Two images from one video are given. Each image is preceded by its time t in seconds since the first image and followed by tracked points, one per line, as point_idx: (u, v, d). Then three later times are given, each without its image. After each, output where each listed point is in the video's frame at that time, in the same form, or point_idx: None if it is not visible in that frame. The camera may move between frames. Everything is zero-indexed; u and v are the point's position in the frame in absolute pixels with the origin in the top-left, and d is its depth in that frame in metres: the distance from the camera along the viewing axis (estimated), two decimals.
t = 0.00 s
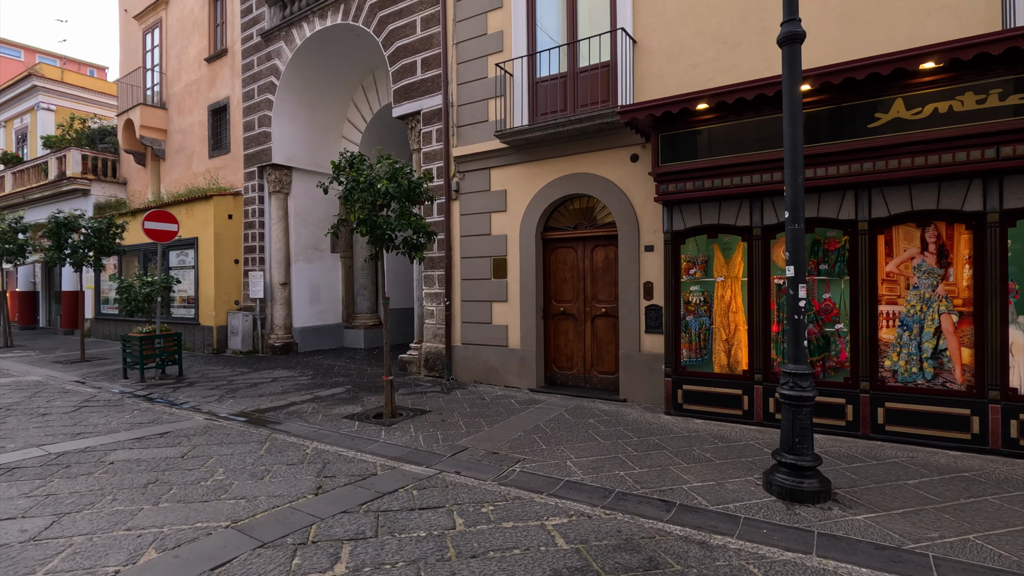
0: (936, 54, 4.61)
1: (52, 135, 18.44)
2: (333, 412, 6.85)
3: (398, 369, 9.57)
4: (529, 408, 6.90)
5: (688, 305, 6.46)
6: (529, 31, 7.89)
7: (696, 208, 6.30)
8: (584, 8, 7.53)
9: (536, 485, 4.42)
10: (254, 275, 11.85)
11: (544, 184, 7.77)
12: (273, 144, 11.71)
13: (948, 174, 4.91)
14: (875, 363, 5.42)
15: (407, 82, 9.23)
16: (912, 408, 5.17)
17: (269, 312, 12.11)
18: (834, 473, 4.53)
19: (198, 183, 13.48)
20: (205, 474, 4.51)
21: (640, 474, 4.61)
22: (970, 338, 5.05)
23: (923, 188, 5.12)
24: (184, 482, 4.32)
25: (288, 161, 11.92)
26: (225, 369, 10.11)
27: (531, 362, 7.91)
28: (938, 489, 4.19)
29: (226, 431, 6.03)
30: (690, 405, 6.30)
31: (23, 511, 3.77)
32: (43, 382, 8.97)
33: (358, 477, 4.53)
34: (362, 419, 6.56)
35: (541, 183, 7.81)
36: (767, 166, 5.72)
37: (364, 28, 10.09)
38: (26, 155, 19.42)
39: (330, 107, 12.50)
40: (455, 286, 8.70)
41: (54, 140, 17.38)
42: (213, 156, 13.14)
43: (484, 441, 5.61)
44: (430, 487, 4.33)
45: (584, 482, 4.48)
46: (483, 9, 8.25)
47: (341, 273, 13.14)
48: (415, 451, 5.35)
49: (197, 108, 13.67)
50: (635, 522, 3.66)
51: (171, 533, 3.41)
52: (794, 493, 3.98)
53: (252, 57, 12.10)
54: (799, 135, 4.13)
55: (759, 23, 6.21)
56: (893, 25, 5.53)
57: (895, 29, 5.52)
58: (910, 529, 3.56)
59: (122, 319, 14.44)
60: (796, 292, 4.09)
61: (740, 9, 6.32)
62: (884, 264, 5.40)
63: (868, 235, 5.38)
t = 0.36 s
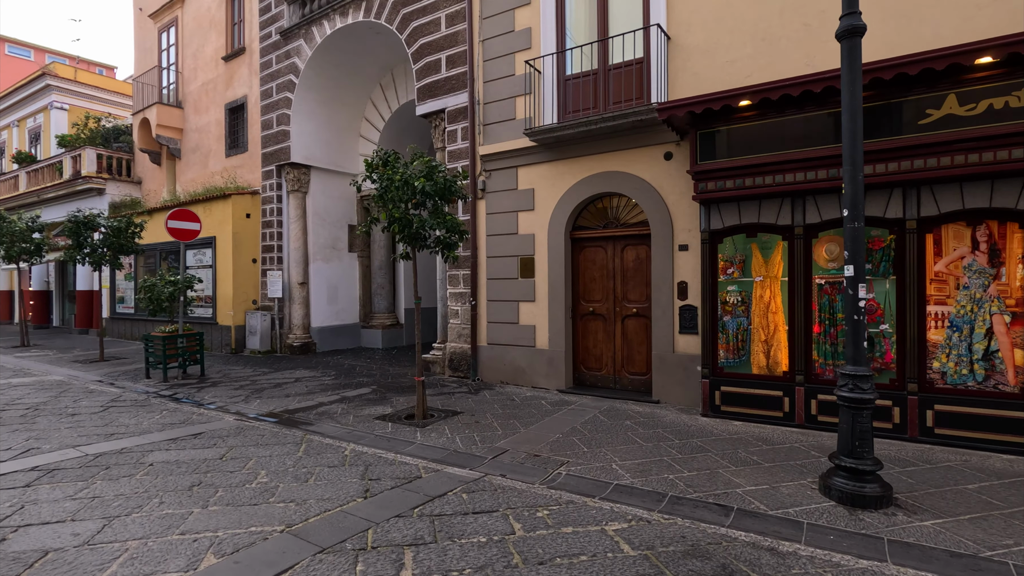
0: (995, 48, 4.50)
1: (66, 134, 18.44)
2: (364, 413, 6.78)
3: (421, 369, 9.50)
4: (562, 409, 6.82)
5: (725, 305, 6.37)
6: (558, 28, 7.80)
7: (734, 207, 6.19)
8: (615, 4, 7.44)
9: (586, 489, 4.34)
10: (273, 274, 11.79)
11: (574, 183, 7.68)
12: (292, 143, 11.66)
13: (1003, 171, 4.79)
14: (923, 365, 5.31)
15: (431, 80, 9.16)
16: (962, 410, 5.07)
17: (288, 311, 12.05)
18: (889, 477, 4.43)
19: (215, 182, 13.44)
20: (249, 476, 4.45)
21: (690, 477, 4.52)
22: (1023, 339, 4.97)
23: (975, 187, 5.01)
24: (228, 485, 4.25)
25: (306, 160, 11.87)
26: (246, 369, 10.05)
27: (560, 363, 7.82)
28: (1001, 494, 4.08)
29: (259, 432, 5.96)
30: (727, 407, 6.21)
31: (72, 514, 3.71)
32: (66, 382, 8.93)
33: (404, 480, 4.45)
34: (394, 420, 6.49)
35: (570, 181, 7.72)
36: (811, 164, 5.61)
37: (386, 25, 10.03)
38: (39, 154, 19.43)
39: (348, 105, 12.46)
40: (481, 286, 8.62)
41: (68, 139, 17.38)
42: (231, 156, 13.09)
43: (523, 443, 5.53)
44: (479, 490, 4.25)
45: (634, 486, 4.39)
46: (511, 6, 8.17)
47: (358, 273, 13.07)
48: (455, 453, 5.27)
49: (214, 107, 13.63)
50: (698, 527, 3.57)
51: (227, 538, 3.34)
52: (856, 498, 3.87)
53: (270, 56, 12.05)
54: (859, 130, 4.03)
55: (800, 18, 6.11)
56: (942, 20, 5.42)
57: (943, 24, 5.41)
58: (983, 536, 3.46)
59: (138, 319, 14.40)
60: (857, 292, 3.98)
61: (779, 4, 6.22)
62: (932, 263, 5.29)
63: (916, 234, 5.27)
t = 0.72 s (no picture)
0: None
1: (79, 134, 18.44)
2: (395, 416, 6.73)
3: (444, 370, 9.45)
4: (594, 411, 6.76)
5: (761, 306, 6.30)
6: (586, 27, 7.72)
7: (772, 207, 6.11)
8: (644, 2, 7.36)
9: (636, 494, 4.27)
10: (292, 274, 11.76)
11: (603, 183, 7.60)
12: (310, 143, 11.62)
13: None
14: (969, 367, 5.23)
15: (454, 79, 9.10)
16: (1011, 413, 4.99)
17: (306, 312, 12.01)
18: (944, 482, 4.35)
19: (232, 182, 13.41)
20: (293, 481, 4.40)
21: (740, 482, 4.46)
22: None
23: None
24: (275, 491, 4.20)
25: (324, 160, 11.82)
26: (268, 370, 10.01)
27: (589, 364, 7.76)
28: None
29: (294, 435, 5.92)
30: (764, 409, 6.14)
31: (123, 521, 3.67)
32: (89, 383, 8.91)
33: (450, 485, 4.40)
34: (426, 422, 6.44)
35: (599, 181, 7.65)
36: (855, 164, 5.51)
37: (407, 25, 9.97)
38: (52, 155, 19.44)
39: (365, 105, 12.43)
40: (507, 287, 8.56)
41: (82, 140, 17.39)
42: (247, 156, 13.06)
43: (562, 447, 5.47)
44: (528, 495, 4.19)
45: (685, 491, 4.33)
46: (537, 4, 8.10)
47: (375, 273, 13.02)
48: (496, 457, 5.21)
49: (229, 107, 13.59)
50: (760, 535, 3.51)
51: (285, 546, 3.28)
52: (917, 504, 3.80)
53: (288, 55, 12.01)
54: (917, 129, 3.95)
55: (839, 16, 6.02)
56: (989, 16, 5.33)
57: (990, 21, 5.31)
58: None
59: (154, 320, 14.37)
60: (917, 294, 3.91)
61: (817, 1, 6.14)
62: (979, 264, 5.21)
63: (963, 234, 5.19)
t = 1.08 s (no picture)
0: None
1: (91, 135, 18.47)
2: (425, 415, 6.72)
3: (466, 370, 9.44)
4: (624, 411, 6.74)
5: (794, 306, 6.29)
6: (612, 26, 7.70)
7: (806, 206, 6.09)
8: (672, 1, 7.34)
9: (684, 494, 4.26)
10: (309, 274, 11.75)
11: (630, 182, 7.59)
12: (327, 142, 11.62)
13: None
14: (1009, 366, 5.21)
15: (476, 79, 9.11)
16: None
17: (323, 312, 12.00)
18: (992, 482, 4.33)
19: (247, 182, 13.42)
20: (339, 481, 4.39)
21: (786, 482, 4.44)
22: None
23: None
24: (323, 491, 4.19)
25: (342, 160, 11.82)
26: (288, 370, 10.01)
27: (615, 364, 7.74)
28: None
29: (328, 435, 5.91)
30: (798, 409, 6.12)
31: (177, 521, 3.67)
32: (112, 383, 8.91)
33: (496, 485, 4.38)
34: (457, 422, 6.42)
35: (625, 181, 7.64)
36: (893, 163, 5.48)
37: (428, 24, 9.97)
38: (63, 155, 19.46)
39: (382, 105, 12.44)
40: (530, 287, 8.55)
41: (95, 140, 17.42)
42: (263, 156, 13.06)
43: (599, 446, 5.46)
44: (576, 495, 4.18)
45: (732, 491, 4.31)
46: (562, 3, 8.09)
47: (391, 273, 13.02)
48: (534, 457, 5.19)
49: (244, 107, 13.59)
50: (818, 535, 3.49)
51: (346, 546, 3.27)
52: (971, 504, 3.79)
53: (305, 55, 12.01)
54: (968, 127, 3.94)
55: (872, 14, 6.00)
56: None
57: None
58: None
59: (169, 320, 14.38)
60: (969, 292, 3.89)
61: None
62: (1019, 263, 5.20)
63: (1003, 233, 5.17)
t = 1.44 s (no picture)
0: None
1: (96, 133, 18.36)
2: (450, 414, 6.66)
3: (482, 369, 9.38)
4: (650, 410, 6.69)
5: (822, 304, 6.24)
6: (633, 23, 7.66)
7: (835, 203, 6.05)
8: None
9: (727, 493, 4.22)
10: (321, 273, 11.66)
11: (652, 180, 7.55)
12: (339, 140, 11.54)
13: None
14: None
15: (494, 76, 9.06)
16: None
17: (334, 311, 11.92)
18: None
19: (257, 181, 13.33)
20: (377, 481, 4.33)
21: (828, 480, 4.40)
22: None
23: None
24: (362, 491, 4.13)
25: (353, 158, 11.75)
26: (303, 369, 9.93)
27: (637, 363, 7.69)
28: None
29: (355, 434, 5.85)
30: (827, 407, 6.08)
31: (220, 521, 3.61)
32: (127, 383, 8.83)
33: (536, 484, 4.33)
34: (483, 421, 6.37)
35: (647, 179, 7.60)
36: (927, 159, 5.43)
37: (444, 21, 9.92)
38: (67, 154, 19.31)
39: (393, 103, 12.37)
40: (549, 285, 8.50)
41: (100, 138, 17.30)
42: (273, 154, 12.98)
43: (631, 445, 5.41)
44: (619, 494, 4.12)
45: (775, 489, 4.27)
46: None
47: (402, 272, 12.95)
48: (568, 455, 5.14)
49: (253, 105, 13.50)
50: (874, 534, 3.45)
51: (398, 547, 3.21)
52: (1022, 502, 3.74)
53: (317, 52, 11.94)
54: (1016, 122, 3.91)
55: (902, 10, 5.96)
56: None
57: None
58: None
59: (177, 319, 14.28)
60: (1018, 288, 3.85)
61: None
62: None
63: None
